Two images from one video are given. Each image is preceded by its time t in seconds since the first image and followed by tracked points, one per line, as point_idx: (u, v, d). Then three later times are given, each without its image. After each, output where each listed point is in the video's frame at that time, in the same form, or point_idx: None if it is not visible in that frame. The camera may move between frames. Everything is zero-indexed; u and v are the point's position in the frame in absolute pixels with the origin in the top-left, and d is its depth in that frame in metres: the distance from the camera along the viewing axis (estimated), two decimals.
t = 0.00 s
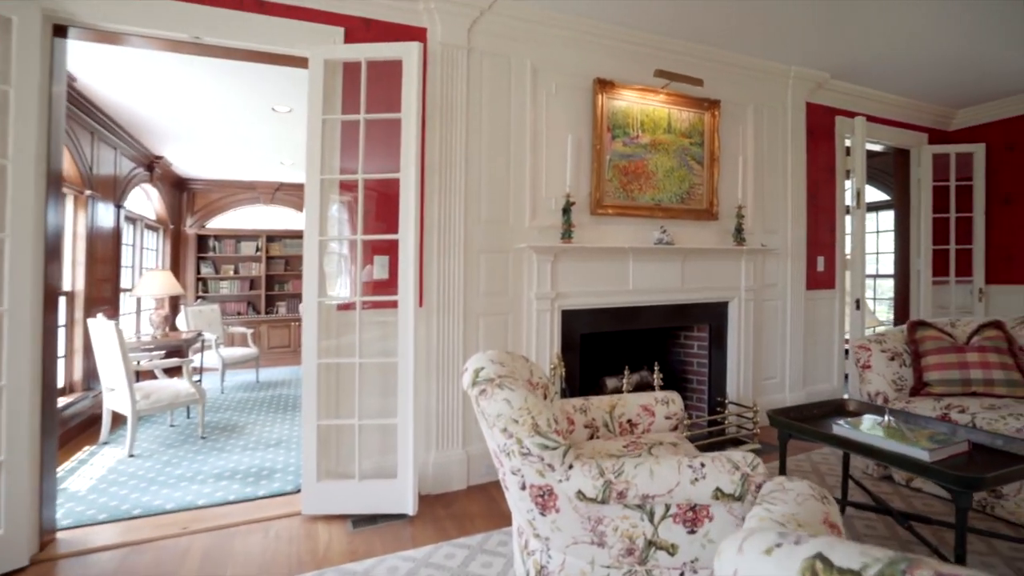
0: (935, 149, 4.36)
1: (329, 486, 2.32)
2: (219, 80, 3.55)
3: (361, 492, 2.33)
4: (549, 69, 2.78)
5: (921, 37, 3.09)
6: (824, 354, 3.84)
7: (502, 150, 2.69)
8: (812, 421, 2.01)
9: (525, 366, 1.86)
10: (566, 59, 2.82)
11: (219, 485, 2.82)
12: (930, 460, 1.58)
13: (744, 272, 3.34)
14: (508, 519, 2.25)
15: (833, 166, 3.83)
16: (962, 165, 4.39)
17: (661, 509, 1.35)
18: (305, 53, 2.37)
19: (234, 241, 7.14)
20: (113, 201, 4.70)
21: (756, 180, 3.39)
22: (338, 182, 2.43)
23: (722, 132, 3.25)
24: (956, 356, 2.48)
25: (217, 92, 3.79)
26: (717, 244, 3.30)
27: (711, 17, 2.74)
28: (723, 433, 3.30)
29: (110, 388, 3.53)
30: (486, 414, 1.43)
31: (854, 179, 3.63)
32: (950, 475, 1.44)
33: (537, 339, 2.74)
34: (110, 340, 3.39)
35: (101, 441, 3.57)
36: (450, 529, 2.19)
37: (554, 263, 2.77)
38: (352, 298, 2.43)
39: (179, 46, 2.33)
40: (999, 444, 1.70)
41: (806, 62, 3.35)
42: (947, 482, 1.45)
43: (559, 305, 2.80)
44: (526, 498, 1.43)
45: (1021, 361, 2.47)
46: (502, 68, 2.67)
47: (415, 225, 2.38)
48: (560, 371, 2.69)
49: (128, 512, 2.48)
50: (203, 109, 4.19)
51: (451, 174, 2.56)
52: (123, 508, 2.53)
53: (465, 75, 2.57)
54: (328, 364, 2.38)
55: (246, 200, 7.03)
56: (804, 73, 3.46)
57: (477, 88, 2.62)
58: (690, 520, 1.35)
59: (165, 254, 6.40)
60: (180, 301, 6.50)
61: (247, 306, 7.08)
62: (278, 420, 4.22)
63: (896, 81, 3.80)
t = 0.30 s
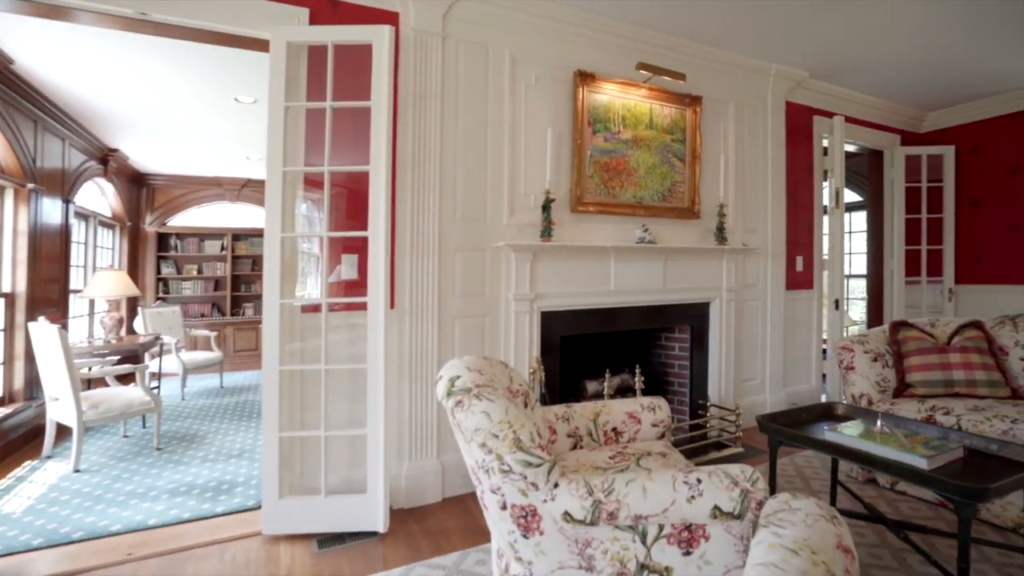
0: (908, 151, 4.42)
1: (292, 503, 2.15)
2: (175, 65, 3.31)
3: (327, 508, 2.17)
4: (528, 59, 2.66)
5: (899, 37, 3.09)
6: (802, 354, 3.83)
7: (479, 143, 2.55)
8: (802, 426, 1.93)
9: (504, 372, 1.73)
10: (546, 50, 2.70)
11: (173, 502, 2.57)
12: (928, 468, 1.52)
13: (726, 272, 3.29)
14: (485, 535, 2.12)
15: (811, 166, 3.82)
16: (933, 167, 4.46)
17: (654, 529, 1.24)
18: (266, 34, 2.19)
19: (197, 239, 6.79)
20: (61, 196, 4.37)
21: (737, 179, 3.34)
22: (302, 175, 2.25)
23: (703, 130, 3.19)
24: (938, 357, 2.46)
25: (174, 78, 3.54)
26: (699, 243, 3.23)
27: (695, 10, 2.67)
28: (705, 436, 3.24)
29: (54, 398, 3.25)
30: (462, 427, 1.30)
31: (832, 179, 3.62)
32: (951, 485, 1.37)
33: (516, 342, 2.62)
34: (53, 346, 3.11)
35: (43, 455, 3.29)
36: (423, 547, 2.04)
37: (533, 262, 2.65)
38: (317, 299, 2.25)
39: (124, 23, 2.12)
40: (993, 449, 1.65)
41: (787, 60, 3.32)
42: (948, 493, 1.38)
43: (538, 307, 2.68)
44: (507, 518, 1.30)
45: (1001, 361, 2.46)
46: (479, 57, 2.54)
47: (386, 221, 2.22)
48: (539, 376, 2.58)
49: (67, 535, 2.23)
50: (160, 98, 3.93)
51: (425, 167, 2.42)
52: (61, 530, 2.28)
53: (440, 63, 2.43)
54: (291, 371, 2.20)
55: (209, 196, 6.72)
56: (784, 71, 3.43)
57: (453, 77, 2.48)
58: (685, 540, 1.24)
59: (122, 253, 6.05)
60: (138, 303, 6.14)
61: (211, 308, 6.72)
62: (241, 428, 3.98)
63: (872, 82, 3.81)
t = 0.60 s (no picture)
0: (884, 150, 4.46)
1: (257, 521, 1.98)
2: (131, 48, 3.08)
3: (295, 526, 2.00)
4: (511, 48, 2.54)
5: (881, 35, 3.09)
6: (784, 353, 3.82)
7: (459, 134, 2.42)
8: (797, 429, 1.87)
9: (488, 378, 1.61)
10: (529, 38, 2.59)
11: (125, 521, 2.34)
12: (932, 473, 1.46)
13: (711, 271, 3.23)
14: (467, 551, 1.99)
15: (792, 164, 3.81)
16: (908, 167, 4.52)
17: (657, 549, 1.13)
18: (227, 11, 2.02)
19: (160, 237, 6.43)
20: (6, 189, 4.05)
21: (722, 176, 3.29)
22: (267, 168, 2.08)
23: (688, 125, 3.13)
24: (925, 356, 2.44)
25: (131, 63, 3.30)
26: (684, 241, 3.17)
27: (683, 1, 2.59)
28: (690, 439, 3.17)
29: None
30: (445, 441, 1.17)
31: (814, 178, 3.61)
32: (960, 492, 1.31)
33: (498, 344, 2.49)
34: None
35: None
36: (401, 565, 1.90)
37: (516, 260, 2.53)
38: (283, 299, 2.08)
39: None
40: (993, 451, 1.61)
41: (771, 56, 3.29)
42: (957, 500, 1.32)
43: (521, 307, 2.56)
44: (495, 540, 1.19)
45: (985, 359, 2.46)
46: (460, 43, 2.40)
47: (360, 215, 2.07)
48: (523, 380, 2.46)
49: (2, 563, 2.01)
50: (116, 85, 3.67)
51: (402, 158, 2.27)
52: None
53: (418, 48, 2.29)
54: (255, 378, 2.03)
55: (173, 192, 6.37)
56: (768, 68, 3.40)
57: (432, 63, 2.34)
58: (690, 561, 1.14)
59: (77, 252, 5.69)
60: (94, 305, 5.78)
61: (175, 309, 6.40)
62: (205, 437, 3.74)
63: (851, 81, 3.82)
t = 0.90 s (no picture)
0: (856, 151, 4.52)
1: (212, 543, 1.82)
2: (76, 27, 2.83)
3: (254, 548, 1.84)
4: (489, 36, 2.43)
5: (857, 34, 3.10)
6: (761, 352, 3.83)
7: (434, 125, 2.30)
8: (784, 432, 1.82)
9: (466, 384, 1.49)
10: (508, 26, 2.48)
11: (64, 545, 2.13)
12: (927, 477, 1.42)
13: (690, 269, 3.20)
14: (443, 567, 1.87)
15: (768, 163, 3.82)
16: (877, 168, 4.59)
17: (651, 571, 1.04)
18: None
19: (114, 235, 6.04)
20: None
21: (701, 174, 3.25)
22: (225, 161, 1.92)
23: (668, 121, 3.07)
24: (904, 354, 2.44)
25: (77, 45, 3.05)
26: (664, 239, 3.13)
27: None
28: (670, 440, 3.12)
29: None
30: (420, 458, 1.06)
31: (791, 177, 3.61)
32: (959, 496, 1.27)
33: (475, 346, 2.37)
34: None
35: None
36: None
37: (493, 258, 2.41)
38: (241, 300, 1.91)
39: None
40: (982, 451, 1.59)
41: (750, 53, 3.27)
42: (956, 505, 1.27)
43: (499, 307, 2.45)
44: (475, 566, 1.07)
45: (961, 357, 2.47)
46: (435, 28, 2.28)
47: (327, 209, 1.92)
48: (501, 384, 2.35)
49: None
50: (61, 69, 3.39)
51: (373, 149, 2.14)
52: None
53: (390, 32, 2.15)
54: (210, 387, 1.86)
55: (129, 187, 6.04)
56: (746, 65, 3.38)
57: (405, 49, 2.21)
58: None
59: (20, 250, 5.27)
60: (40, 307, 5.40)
61: (131, 311, 6.05)
62: (160, 449, 3.49)
63: (826, 81, 3.85)
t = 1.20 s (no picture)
0: (824, 152, 4.58)
1: None
2: None
3: None
4: (459, 19, 2.29)
5: (830, 32, 3.10)
6: (733, 352, 3.82)
7: (401, 112, 2.14)
8: (769, 437, 1.74)
9: (433, 393, 1.35)
10: (479, 10, 2.35)
11: None
12: (921, 483, 1.36)
13: (666, 268, 3.13)
14: None
15: (741, 162, 3.82)
16: (844, 168, 4.66)
17: None
18: None
19: (55, 231, 5.59)
20: None
21: (676, 171, 3.20)
22: (164, 150, 1.72)
23: (644, 116, 3.00)
24: (880, 353, 2.42)
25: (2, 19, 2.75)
26: (640, 237, 3.06)
27: None
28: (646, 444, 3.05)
29: None
30: (378, 483, 0.92)
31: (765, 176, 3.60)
32: (959, 506, 1.20)
33: (444, 349, 2.22)
34: None
35: None
36: None
37: (464, 255, 2.28)
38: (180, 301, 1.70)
39: None
40: (969, 454, 1.54)
41: (725, 48, 3.23)
42: (955, 515, 1.21)
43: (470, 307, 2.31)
44: None
45: (934, 355, 2.47)
46: (401, 7, 2.12)
47: (279, 200, 1.75)
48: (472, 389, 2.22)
49: None
50: None
51: (333, 137, 1.97)
52: None
53: (352, 10, 1.99)
54: (144, 400, 1.66)
55: (73, 180, 5.61)
56: (721, 61, 3.34)
57: (369, 29, 2.04)
58: None
59: None
60: None
61: (75, 314, 5.61)
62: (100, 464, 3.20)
63: (797, 80, 3.86)
